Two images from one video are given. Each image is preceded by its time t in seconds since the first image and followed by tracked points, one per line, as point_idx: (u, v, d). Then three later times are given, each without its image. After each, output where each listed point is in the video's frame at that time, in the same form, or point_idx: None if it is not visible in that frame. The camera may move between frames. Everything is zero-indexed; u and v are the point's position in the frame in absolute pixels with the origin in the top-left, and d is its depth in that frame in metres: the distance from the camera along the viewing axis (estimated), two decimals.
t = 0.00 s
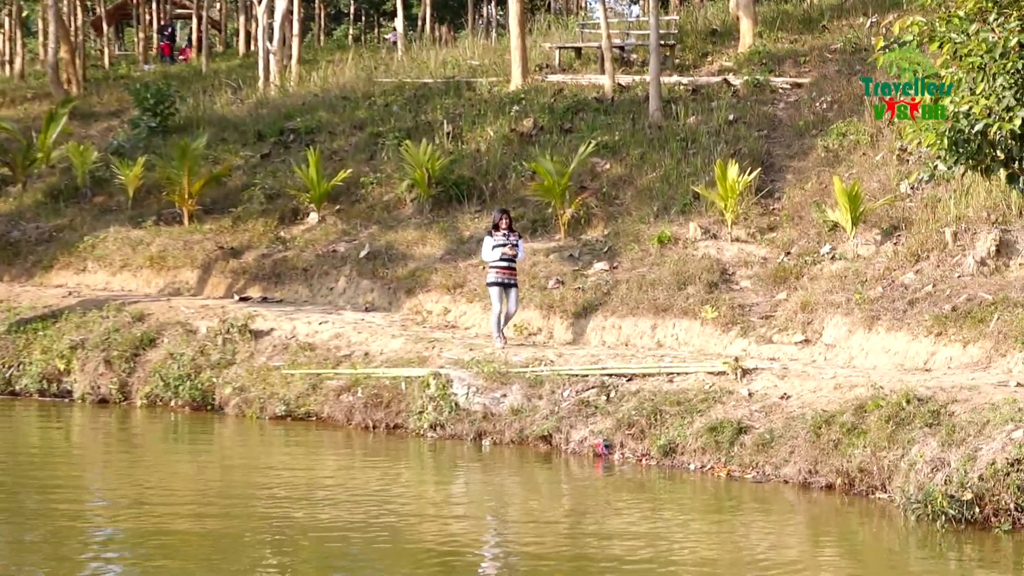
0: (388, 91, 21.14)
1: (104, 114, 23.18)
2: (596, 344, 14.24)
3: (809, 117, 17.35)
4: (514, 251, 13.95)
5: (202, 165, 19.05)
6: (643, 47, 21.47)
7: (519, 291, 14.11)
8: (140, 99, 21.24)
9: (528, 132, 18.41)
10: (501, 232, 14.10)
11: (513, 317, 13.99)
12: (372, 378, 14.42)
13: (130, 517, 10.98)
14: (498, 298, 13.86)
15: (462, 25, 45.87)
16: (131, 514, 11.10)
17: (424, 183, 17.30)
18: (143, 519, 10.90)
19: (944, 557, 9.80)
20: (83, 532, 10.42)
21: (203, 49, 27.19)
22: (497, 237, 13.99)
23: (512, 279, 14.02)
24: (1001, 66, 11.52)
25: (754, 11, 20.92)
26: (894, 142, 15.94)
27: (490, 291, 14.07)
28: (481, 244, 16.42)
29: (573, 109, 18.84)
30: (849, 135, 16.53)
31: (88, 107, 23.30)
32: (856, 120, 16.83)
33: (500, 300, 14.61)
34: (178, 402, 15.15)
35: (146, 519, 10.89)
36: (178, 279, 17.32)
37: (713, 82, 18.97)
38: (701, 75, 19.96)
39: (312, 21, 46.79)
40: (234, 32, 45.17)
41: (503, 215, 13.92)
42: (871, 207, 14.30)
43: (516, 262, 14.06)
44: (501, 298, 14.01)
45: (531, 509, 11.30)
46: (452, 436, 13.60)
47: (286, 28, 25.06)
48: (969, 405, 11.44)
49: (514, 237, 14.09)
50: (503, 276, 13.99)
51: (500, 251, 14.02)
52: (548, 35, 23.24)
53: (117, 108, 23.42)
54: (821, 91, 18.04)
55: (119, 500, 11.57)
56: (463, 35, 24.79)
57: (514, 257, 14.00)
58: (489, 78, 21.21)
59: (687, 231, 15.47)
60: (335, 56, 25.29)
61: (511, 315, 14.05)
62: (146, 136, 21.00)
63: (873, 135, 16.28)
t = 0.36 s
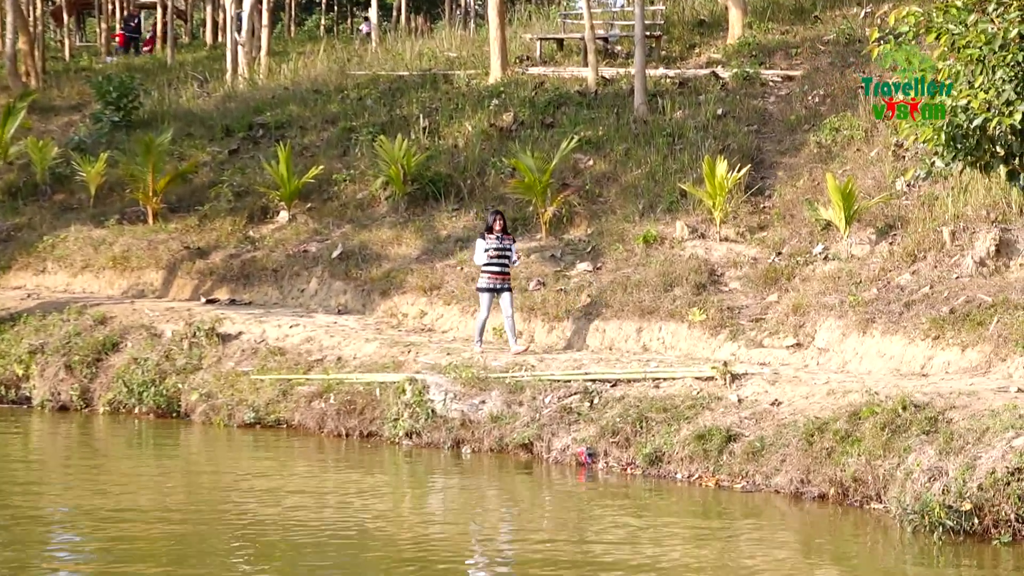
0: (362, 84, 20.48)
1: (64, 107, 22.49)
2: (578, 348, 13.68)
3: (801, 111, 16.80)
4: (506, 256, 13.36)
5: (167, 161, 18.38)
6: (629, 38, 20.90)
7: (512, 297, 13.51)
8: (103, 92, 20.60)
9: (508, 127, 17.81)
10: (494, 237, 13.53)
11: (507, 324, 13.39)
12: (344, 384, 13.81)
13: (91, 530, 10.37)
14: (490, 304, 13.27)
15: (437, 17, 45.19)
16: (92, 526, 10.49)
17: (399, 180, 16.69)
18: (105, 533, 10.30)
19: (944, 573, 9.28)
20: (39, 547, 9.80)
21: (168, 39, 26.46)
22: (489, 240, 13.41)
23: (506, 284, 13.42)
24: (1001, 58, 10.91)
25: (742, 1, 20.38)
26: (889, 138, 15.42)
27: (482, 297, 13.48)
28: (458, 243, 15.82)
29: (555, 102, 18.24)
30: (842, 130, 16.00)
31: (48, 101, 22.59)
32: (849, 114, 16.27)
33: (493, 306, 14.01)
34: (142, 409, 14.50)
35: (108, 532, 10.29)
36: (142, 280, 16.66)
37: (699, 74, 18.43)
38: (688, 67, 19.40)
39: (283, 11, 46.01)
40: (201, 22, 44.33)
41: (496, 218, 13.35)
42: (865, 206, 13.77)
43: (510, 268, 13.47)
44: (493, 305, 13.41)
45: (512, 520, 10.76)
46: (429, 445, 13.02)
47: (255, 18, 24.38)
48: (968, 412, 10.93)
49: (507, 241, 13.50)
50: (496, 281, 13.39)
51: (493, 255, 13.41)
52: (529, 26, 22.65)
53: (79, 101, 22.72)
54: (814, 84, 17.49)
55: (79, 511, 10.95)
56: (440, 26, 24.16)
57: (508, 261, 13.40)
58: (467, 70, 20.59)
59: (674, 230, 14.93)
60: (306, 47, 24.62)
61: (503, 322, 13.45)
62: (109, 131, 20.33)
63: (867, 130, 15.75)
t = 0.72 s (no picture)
0: (335, 76, 19.84)
1: (23, 101, 21.81)
2: (561, 353, 13.15)
3: (793, 104, 16.27)
4: (511, 254, 12.81)
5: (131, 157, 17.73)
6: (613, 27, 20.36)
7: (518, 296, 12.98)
8: (64, 85, 19.89)
9: (488, 121, 17.24)
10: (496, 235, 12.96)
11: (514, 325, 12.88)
12: (316, 390, 13.22)
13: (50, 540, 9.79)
14: (495, 304, 12.74)
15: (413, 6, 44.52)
16: (52, 536, 9.91)
17: (373, 177, 16.13)
18: (65, 543, 9.72)
19: None
20: None
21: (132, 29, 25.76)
22: (493, 239, 12.85)
23: (511, 283, 12.90)
24: (1001, 49, 10.32)
25: None
26: (885, 133, 14.92)
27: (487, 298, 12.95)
28: (436, 243, 15.25)
29: (537, 95, 17.67)
30: (836, 124, 15.48)
31: (6, 94, 21.91)
32: (843, 107, 15.75)
33: (497, 305, 13.49)
34: (104, 416, 13.86)
35: (69, 543, 9.72)
36: (105, 281, 16.01)
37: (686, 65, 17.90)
38: (675, 58, 18.87)
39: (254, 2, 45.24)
40: (165, 12, 43.47)
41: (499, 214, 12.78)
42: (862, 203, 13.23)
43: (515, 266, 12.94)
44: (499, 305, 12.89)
45: (493, 530, 10.22)
46: (405, 453, 12.46)
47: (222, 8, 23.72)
48: (967, 418, 10.44)
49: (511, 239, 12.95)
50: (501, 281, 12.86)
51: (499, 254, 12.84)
52: (509, 16, 22.09)
53: (39, 94, 22.04)
54: (806, 76, 16.96)
55: (38, 520, 10.37)
56: (417, 15, 23.55)
57: (512, 259, 12.86)
58: (445, 61, 19.98)
59: (660, 229, 14.41)
60: (277, 37, 23.98)
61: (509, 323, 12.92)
62: (70, 125, 19.67)
63: (862, 124, 15.24)
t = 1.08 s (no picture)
0: (298, 67, 19.21)
1: None
2: (535, 357, 12.61)
3: (777, 97, 15.76)
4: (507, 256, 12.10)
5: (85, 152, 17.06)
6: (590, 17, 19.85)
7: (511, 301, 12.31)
8: (14, 76, 19.25)
9: (459, 114, 16.68)
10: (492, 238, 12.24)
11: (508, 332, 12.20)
12: (279, 395, 12.63)
13: None
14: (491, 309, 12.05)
15: None
16: None
17: (339, 173, 15.57)
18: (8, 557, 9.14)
19: None
20: None
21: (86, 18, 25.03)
22: (488, 241, 12.14)
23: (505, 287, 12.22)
24: (994, 39, 9.58)
25: None
26: (874, 128, 14.46)
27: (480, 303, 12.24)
28: (404, 241, 14.68)
29: (510, 87, 17.13)
30: (822, 118, 14.98)
31: None
32: (830, 100, 15.27)
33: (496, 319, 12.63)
34: (57, 423, 13.20)
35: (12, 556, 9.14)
36: (58, 282, 15.34)
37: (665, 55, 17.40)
38: (655, 49, 18.38)
39: None
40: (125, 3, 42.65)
41: (496, 214, 12.08)
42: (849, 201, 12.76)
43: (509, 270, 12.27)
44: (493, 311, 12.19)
45: (463, 540, 9.68)
46: (372, 462, 11.90)
47: None
48: (960, 425, 9.95)
49: (507, 241, 12.23)
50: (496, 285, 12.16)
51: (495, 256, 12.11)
52: (481, 5, 21.56)
53: None
54: (792, 67, 16.44)
55: None
56: (385, 4, 22.96)
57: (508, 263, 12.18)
58: (414, 51, 19.39)
59: (638, 227, 13.90)
60: (237, 27, 23.33)
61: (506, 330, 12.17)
62: (21, 118, 19.03)
63: (850, 119, 14.77)
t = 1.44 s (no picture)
0: (250, 60, 18.62)
1: None
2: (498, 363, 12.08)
3: (750, 91, 15.24)
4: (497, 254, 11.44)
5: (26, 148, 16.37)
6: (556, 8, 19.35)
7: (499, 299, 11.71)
8: None
9: (417, 109, 16.10)
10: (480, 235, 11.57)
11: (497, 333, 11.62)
12: (230, 403, 12.04)
13: None
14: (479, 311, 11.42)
15: None
16: None
17: (291, 170, 14.94)
18: None
19: None
20: None
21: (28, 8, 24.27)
22: (476, 239, 11.47)
23: (494, 286, 11.59)
24: (976, 30, 8.77)
25: None
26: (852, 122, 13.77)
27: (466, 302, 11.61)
28: (361, 241, 14.10)
29: (471, 81, 16.58)
30: (798, 112, 14.42)
31: None
32: (806, 93, 14.65)
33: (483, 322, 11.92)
34: None
35: None
36: None
37: (633, 48, 16.90)
38: (624, 41, 17.89)
39: None
40: None
41: (486, 212, 11.39)
42: (824, 198, 12.08)
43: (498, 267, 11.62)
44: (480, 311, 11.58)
45: (420, 554, 9.15)
46: (326, 473, 11.32)
47: None
48: (941, 433, 9.45)
49: (496, 238, 11.57)
50: (484, 285, 11.54)
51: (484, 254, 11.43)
52: None
53: None
54: (766, 59, 15.91)
55: None
56: None
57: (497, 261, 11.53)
58: (372, 43, 18.82)
59: (605, 227, 13.40)
60: (186, 17, 22.68)
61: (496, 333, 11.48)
62: None
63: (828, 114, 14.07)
